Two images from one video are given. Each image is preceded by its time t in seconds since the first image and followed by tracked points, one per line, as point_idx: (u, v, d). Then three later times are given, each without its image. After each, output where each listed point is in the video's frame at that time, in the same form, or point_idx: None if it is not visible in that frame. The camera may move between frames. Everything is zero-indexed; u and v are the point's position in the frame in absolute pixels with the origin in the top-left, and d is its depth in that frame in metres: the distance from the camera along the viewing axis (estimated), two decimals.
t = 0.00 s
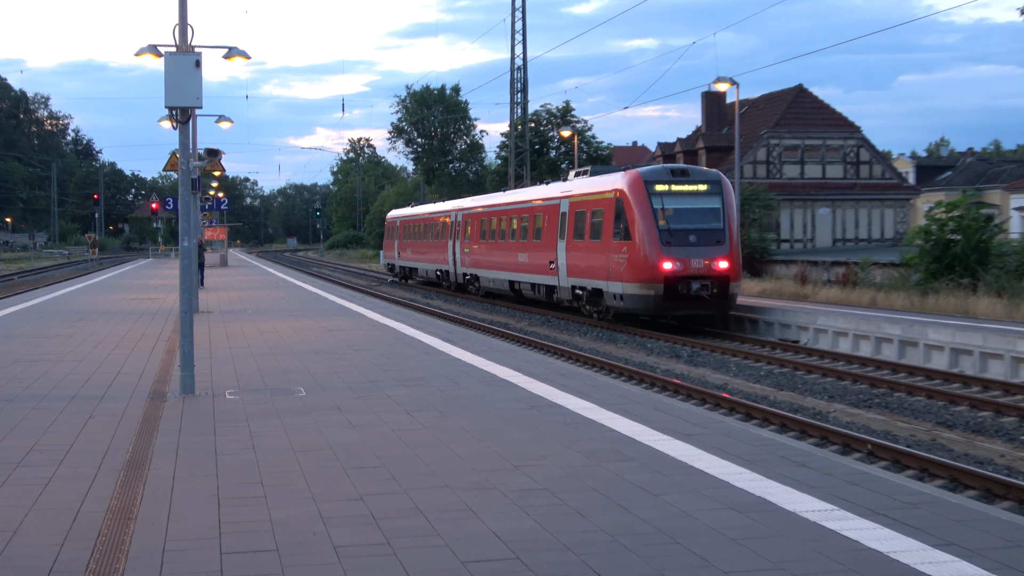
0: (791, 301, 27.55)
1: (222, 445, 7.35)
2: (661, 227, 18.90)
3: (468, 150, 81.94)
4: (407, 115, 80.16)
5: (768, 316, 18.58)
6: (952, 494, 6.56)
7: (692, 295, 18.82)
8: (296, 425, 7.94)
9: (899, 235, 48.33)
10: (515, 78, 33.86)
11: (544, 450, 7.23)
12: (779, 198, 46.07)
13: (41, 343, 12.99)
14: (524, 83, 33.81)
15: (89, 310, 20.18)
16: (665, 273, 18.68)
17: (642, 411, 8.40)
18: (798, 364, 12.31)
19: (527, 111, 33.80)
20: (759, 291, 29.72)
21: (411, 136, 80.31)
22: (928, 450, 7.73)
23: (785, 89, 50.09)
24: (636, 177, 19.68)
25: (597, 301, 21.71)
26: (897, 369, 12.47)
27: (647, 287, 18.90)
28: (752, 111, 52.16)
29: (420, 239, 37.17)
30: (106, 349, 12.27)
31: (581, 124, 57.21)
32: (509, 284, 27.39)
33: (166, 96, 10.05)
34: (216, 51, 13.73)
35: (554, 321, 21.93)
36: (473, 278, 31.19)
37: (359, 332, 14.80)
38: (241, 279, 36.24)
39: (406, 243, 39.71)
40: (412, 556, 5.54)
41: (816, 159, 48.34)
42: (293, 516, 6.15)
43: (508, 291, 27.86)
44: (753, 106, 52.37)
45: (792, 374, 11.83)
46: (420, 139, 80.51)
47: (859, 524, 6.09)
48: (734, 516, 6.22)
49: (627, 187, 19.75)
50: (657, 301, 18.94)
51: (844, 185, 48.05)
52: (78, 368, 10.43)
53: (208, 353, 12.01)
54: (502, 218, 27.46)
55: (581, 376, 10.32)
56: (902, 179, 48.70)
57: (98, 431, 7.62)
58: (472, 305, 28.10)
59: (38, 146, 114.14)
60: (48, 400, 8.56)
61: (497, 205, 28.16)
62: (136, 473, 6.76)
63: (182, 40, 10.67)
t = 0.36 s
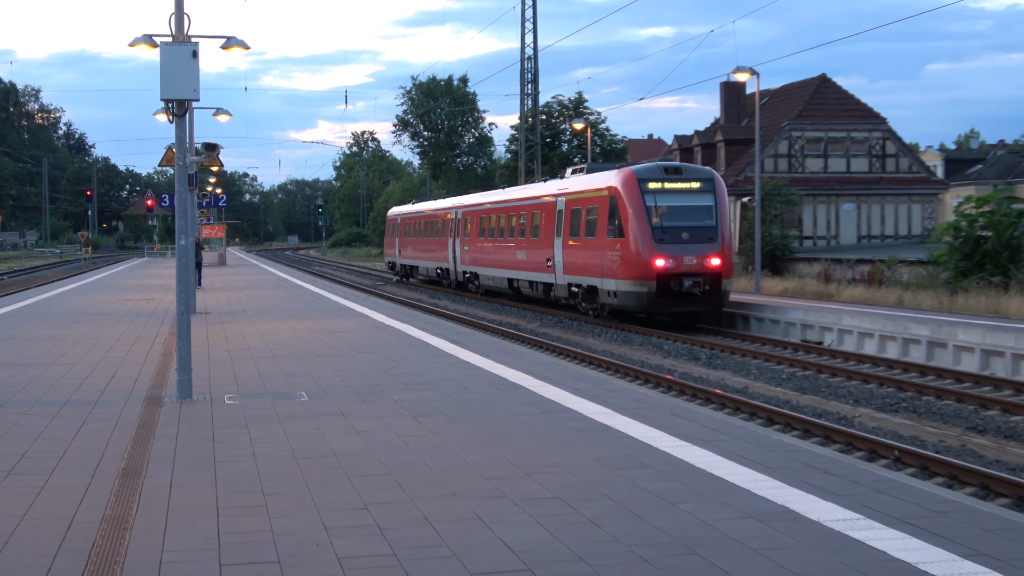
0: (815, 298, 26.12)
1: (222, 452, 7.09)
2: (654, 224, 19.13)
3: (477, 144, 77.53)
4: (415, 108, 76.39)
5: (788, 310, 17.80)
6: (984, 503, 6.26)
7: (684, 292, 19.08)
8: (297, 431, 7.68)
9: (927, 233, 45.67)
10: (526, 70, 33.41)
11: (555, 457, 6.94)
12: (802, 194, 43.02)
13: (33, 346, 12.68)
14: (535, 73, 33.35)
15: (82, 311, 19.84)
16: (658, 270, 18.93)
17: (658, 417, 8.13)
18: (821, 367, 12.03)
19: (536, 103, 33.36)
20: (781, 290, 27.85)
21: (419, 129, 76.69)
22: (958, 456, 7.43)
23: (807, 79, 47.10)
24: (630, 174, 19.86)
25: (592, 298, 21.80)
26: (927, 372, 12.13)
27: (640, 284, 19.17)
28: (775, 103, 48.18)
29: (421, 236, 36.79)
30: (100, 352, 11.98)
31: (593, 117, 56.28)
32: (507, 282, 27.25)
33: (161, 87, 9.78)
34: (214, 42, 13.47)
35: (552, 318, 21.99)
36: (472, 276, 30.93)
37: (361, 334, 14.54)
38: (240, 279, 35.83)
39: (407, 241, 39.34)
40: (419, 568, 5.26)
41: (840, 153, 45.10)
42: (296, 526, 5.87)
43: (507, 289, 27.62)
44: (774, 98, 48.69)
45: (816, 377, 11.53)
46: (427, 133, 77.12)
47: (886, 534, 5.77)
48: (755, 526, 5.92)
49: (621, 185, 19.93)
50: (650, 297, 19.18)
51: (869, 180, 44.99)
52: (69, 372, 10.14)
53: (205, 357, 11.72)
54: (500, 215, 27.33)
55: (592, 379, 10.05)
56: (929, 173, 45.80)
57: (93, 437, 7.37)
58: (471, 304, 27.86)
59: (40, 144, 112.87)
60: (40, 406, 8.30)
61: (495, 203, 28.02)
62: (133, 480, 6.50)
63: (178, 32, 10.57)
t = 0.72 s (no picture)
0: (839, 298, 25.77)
1: (220, 460, 6.83)
2: (648, 223, 19.16)
3: (486, 138, 74.42)
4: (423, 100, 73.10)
5: (811, 311, 17.01)
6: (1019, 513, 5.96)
7: (677, 289, 19.10)
8: (299, 437, 7.42)
9: (955, 229, 44.01)
10: (537, 60, 33.02)
11: (567, 466, 6.68)
12: (826, 191, 41.43)
13: (27, 350, 12.41)
14: (546, 65, 33.00)
15: (76, 313, 19.52)
16: (651, 268, 18.96)
17: (676, 423, 7.86)
18: (847, 371, 11.75)
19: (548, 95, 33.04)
20: (804, 290, 27.49)
21: (425, 122, 73.43)
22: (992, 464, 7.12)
23: (829, 71, 44.75)
24: (624, 173, 19.90)
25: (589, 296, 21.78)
26: (957, 375, 11.79)
27: (634, 281, 19.20)
28: (798, 93, 45.91)
29: (422, 235, 36.51)
30: (95, 356, 11.72)
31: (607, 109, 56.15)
32: (506, 281, 27.02)
33: (157, 79, 9.54)
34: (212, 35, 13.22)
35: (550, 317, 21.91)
36: (472, 275, 30.68)
37: (365, 336, 14.29)
38: (240, 279, 35.57)
39: (408, 240, 39.04)
40: None
41: (864, 147, 43.29)
42: (297, 536, 5.60)
43: (505, 287, 27.39)
44: (796, 89, 46.48)
45: (840, 382, 11.25)
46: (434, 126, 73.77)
47: (913, 545, 5.48)
48: (776, 537, 5.64)
49: (615, 183, 19.97)
50: (644, 295, 19.21)
51: (895, 176, 43.17)
52: (62, 377, 9.86)
53: (204, 361, 11.46)
54: (499, 214, 27.12)
55: (606, 384, 9.79)
56: (957, 168, 43.89)
57: (87, 444, 7.13)
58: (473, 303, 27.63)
59: (30, 139, 112.70)
60: (32, 411, 8.05)
61: (494, 201, 27.80)
62: (128, 489, 6.24)
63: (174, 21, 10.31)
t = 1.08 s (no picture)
0: (861, 296, 24.79)
1: (217, 466, 6.59)
2: (640, 219, 19.25)
3: (493, 129, 72.82)
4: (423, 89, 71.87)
5: (831, 310, 16.54)
6: None
7: (669, 285, 19.19)
8: (300, 442, 7.19)
9: (983, 224, 41.73)
10: (546, 48, 32.65)
11: (578, 472, 6.45)
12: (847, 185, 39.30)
13: (19, 351, 12.16)
14: (556, 53, 32.69)
15: (70, 314, 19.19)
16: (643, 264, 19.05)
17: (691, 426, 7.64)
18: (869, 372, 11.51)
19: (558, 85, 32.71)
20: (824, 288, 26.66)
21: (429, 113, 72.40)
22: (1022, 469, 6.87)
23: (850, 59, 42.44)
24: (616, 170, 19.99)
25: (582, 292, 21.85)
26: (984, 376, 11.54)
27: (626, 277, 19.28)
28: (817, 84, 43.35)
29: (421, 231, 36.24)
30: (88, 358, 11.47)
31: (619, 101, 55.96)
32: (503, 277, 26.86)
33: (151, 69, 9.30)
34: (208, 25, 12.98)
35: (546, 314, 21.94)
36: (470, 272, 30.46)
37: (367, 336, 14.08)
38: (237, 277, 35.25)
39: (407, 236, 38.76)
40: None
41: (887, 139, 40.88)
42: (297, 545, 5.36)
43: (502, 285, 27.18)
44: (814, 80, 43.84)
45: (862, 384, 10.99)
46: (438, 117, 72.66)
47: (940, 554, 5.21)
48: (796, 545, 5.39)
49: (608, 180, 20.06)
50: (636, 290, 19.31)
51: (920, 168, 40.82)
52: (52, 381, 9.60)
53: (201, 363, 11.22)
54: (496, 210, 26.96)
55: (617, 386, 9.56)
56: (984, 160, 41.51)
57: (80, 451, 6.90)
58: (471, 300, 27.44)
59: (20, 132, 111.86)
60: (22, 416, 7.82)
61: (490, 198, 27.64)
62: (122, 496, 6.01)
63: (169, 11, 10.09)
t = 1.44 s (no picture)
0: (883, 296, 24.37)
1: (213, 471, 6.38)
2: (631, 216, 19.57)
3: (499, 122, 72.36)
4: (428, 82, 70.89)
5: (851, 310, 16.19)
6: None
7: (660, 281, 19.51)
8: (299, 447, 6.98)
9: (1008, 221, 40.62)
10: (555, 39, 32.39)
11: (587, 478, 6.23)
12: (867, 179, 38.66)
13: (10, 352, 11.93)
14: (565, 44, 32.43)
15: (64, 313, 18.94)
16: (635, 261, 19.37)
17: (706, 430, 7.43)
18: (890, 374, 11.30)
19: (566, 76, 32.47)
20: (845, 286, 26.51)
21: (434, 106, 71.05)
22: None
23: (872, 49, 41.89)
24: (608, 167, 20.27)
25: (575, 289, 22.05)
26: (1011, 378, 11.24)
27: (618, 274, 19.61)
28: (838, 78, 42.25)
29: (418, 227, 36.00)
30: (81, 359, 11.24)
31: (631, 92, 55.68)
32: (499, 274, 26.72)
33: (145, 60, 9.11)
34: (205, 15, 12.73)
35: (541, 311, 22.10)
36: (467, 269, 30.26)
37: (368, 337, 13.87)
38: (234, 276, 34.95)
39: (406, 233, 38.52)
40: None
41: (910, 132, 40.18)
42: (296, 553, 5.14)
43: (499, 282, 27.01)
44: (835, 72, 43.13)
45: (883, 386, 10.77)
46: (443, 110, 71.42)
47: (965, 563, 4.98)
48: (816, 554, 5.15)
49: (600, 177, 20.33)
50: (628, 287, 19.61)
51: (943, 162, 40.03)
52: (43, 383, 9.39)
53: (196, 364, 11.01)
54: (491, 207, 26.85)
55: (629, 388, 9.35)
56: (1010, 154, 40.68)
57: (70, 455, 6.70)
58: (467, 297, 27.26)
59: (13, 125, 111.00)
60: (11, 420, 7.59)
61: (485, 194, 27.53)
62: (115, 503, 5.81)
63: None
